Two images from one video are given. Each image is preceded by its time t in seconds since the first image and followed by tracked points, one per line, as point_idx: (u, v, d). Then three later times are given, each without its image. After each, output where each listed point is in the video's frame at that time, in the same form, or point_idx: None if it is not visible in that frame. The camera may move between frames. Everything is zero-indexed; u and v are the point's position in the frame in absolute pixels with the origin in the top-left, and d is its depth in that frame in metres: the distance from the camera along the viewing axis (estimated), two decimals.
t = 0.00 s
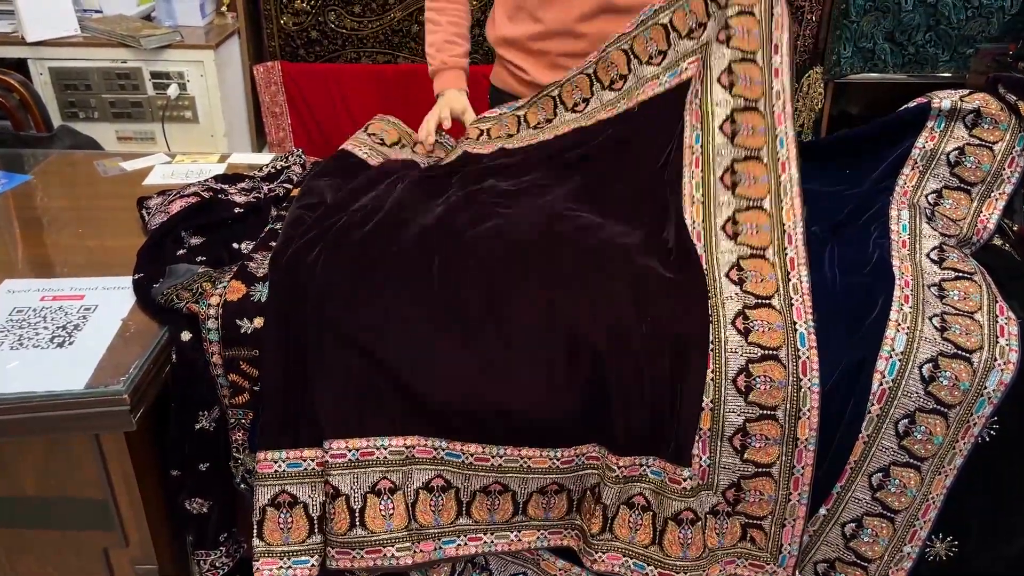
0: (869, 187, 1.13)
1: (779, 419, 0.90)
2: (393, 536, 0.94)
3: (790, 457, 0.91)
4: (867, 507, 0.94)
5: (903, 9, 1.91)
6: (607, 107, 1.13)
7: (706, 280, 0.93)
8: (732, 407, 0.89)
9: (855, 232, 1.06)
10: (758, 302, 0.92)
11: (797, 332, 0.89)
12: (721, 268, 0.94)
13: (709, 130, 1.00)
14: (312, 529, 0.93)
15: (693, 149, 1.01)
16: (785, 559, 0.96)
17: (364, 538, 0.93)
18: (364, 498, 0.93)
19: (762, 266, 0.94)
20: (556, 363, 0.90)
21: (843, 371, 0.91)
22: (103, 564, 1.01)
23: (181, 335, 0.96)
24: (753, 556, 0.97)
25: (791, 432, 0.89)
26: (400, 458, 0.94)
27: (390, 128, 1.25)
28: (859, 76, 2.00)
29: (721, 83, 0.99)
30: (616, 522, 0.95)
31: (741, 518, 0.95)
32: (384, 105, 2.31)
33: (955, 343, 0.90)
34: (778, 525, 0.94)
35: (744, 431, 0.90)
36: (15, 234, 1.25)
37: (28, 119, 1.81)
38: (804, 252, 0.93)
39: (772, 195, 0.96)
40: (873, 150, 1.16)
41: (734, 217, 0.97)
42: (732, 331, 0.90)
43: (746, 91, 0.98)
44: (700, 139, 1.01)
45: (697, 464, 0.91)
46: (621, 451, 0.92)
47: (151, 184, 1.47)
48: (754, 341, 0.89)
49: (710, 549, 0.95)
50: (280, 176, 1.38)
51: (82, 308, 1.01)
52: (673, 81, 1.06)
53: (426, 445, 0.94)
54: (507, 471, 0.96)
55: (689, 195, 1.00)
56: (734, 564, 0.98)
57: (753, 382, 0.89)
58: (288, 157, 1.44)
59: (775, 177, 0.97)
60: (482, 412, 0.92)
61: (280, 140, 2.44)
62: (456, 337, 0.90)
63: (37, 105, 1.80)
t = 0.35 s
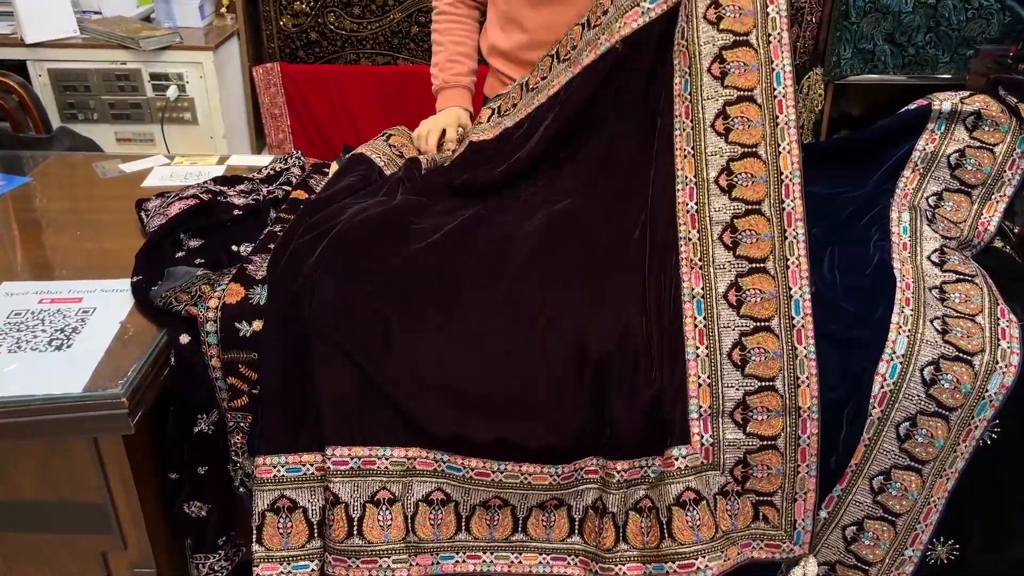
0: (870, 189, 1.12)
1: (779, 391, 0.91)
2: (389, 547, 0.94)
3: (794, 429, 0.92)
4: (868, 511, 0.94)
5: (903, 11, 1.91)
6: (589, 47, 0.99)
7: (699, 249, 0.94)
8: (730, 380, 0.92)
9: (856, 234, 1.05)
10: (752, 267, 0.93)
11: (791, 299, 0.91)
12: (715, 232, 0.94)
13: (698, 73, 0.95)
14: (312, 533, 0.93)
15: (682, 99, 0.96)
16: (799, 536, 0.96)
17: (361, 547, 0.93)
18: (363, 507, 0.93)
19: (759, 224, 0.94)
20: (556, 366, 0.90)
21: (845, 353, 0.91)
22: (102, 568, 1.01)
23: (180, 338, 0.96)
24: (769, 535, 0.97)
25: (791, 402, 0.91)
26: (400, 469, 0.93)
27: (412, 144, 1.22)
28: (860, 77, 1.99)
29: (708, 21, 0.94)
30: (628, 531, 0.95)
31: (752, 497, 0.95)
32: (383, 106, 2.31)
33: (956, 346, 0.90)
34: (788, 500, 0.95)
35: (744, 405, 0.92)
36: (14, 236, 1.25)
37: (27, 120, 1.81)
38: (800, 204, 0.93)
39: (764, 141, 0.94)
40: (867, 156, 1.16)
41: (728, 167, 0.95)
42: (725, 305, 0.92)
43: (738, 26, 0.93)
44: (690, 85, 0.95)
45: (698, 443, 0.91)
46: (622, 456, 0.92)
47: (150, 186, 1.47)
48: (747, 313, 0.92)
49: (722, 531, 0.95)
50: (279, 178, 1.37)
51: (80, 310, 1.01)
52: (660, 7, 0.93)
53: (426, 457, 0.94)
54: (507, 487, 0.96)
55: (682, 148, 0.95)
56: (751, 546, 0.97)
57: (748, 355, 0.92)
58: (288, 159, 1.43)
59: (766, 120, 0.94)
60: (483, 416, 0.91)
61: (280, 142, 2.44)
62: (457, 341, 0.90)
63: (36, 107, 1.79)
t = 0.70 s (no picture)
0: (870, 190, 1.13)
1: (784, 421, 0.90)
2: (388, 553, 0.94)
3: (797, 459, 0.91)
4: (868, 513, 0.94)
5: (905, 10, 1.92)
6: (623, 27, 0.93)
7: (715, 279, 0.92)
8: (736, 411, 0.91)
9: (855, 236, 1.05)
10: (763, 297, 0.94)
11: (802, 331, 0.91)
12: (729, 263, 0.93)
13: (747, 87, 0.87)
14: (310, 537, 0.93)
15: (724, 114, 0.88)
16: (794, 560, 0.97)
17: (357, 552, 0.93)
18: (361, 513, 0.92)
19: (772, 254, 0.94)
20: (555, 368, 0.89)
21: (849, 347, 0.91)
22: (101, 570, 1.01)
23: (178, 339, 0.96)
24: (763, 559, 0.97)
25: (800, 404, 0.90)
26: (400, 474, 0.93)
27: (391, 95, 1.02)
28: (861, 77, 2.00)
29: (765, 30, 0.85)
30: (622, 540, 0.95)
31: (749, 522, 0.96)
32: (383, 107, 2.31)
33: (956, 348, 0.90)
34: (787, 527, 0.95)
35: (749, 434, 0.91)
36: (11, 237, 1.25)
37: (26, 121, 1.80)
38: (817, 236, 0.92)
39: (792, 170, 0.91)
40: (864, 157, 1.17)
41: (756, 195, 0.92)
42: (735, 335, 0.92)
43: (789, 40, 0.86)
44: (735, 100, 0.87)
45: (701, 470, 0.91)
46: (621, 458, 0.92)
47: (148, 187, 1.47)
48: (755, 344, 0.92)
49: (718, 554, 0.94)
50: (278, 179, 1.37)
51: (78, 312, 1.01)
52: None
53: (425, 462, 0.94)
54: (506, 493, 0.96)
55: (715, 171, 0.90)
56: (744, 567, 0.98)
57: (755, 385, 0.91)
58: (287, 160, 1.43)
59: (798, 145, 0.90)
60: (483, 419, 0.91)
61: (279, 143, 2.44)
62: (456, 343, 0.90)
63: (36, 108, 1.79)
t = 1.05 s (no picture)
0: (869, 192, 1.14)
1: (789, 447, 0.91)
2: (391, 555, 0.96)
3: (798, 483, 0.92)
4: (870, 513, 0.94)
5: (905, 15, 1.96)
6: None
7: (734, 321, 0.85)
8: (742, 437, 0.91)
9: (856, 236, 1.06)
10: (788, 339, 0.86)
11: (823, 372, 0.86)
12: (755, 304, 0.84)
13: (780, 130, 0.76)
14: (315, 538, 0.96)
15: (750, 157, 0.77)
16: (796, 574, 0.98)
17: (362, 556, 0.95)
18: (365, 516, 0.94)
19: (807, 299, 0.84)
20: (558, 369, 0.90)
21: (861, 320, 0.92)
22: (106, 569, 1.01)
23: (182, 339, 0.96)
24: None
25: (808, 408, 0.88)
26: (404, 477, 0.94)
27: None
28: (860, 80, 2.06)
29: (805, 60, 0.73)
30: (624, 547, 0.98)
31: (751, 544, 0.95)
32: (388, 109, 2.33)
33: (957, 348, 0.90)
34: (788, 550, 0.95)
35: (752, 459, 0.92)
36: (16, 237, 1.25)
37: (29, 122, 1.81)
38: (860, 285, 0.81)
39: (836, 216, 0.80)
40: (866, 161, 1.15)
41: (789, 237, 0.81)
42: (752, 371, 0.88)
43: (844, 78, 0.74)
44: (763, 143, 0.77)
45: (706, 495, 0.92)
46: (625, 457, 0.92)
47: (153, 188, 1.48)
48: (772, 378, 0.88)
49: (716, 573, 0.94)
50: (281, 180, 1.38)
51: (84, 313, 1.01)
52: None
53: (429, 467, 0.94)
54: (507, 496, 0.97)
55: (738, 214, 0.80)
56: None
57: (763, 415, 0.90)
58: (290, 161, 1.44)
59: (846, 190, 0.78)
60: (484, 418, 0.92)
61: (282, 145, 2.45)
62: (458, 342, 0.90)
63: (37, 108, 1.80)
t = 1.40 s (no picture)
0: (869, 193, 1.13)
1: (867, 416, 0.85)
2: (344, 525, 0.91)
3: (864, 453, 0.88)
4: (871, 513, 0.94)
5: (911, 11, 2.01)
6: None
7: (825, 247, 0.76)
8: (818, 406, 0.83)
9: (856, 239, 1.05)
10: (885, 275, 0.77)
11: (922, 318, 0.80)
12: (848, 224, 0.75)
13: None
14: (297, 509, 0.90)
15: (846, 13, 0.68)
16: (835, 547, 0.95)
17: (313, 527, 0.90)
18: (313, 484, 0.89)
19: (913, 219, 0.75)
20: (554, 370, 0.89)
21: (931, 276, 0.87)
22: (105, 569, 1.01)
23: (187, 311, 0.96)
24: (808, 552, 0.94)
25: (898, 366, 0.82)
26: (353, 440, 0.91)
27: None
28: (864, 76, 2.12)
29: None
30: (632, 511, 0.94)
31: (801, 518, 0.91)
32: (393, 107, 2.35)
33: (956, 348, 0.90)
34: (837, 517, 0.92)
35: (827, 432, 0.85)
36: (15, 237, 1.25)
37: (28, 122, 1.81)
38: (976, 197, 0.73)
39: (952, 100, 0.70)
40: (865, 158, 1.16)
41: (890, 141, 0.72)
42: (839, 319, 0.79)
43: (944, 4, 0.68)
44: None
45: (761, 469, 0.86)
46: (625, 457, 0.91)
47: (152, 187, 1.48)
48: (863, 331, 0.80)
49: (759, 550, 0.90)
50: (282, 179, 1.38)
51: (82, 312, 1.01)
52: None
53: (383, 427, 0.92)
54: (471, 461, 0.94)
55: (830, 92, 0.70)
56: (789, 562, 0.94)
57: (849, 378, 0.82)
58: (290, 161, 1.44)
59: (965, 68, 0.69)
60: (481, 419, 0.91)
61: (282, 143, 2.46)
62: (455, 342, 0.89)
63: (36, 108, 1.80)
